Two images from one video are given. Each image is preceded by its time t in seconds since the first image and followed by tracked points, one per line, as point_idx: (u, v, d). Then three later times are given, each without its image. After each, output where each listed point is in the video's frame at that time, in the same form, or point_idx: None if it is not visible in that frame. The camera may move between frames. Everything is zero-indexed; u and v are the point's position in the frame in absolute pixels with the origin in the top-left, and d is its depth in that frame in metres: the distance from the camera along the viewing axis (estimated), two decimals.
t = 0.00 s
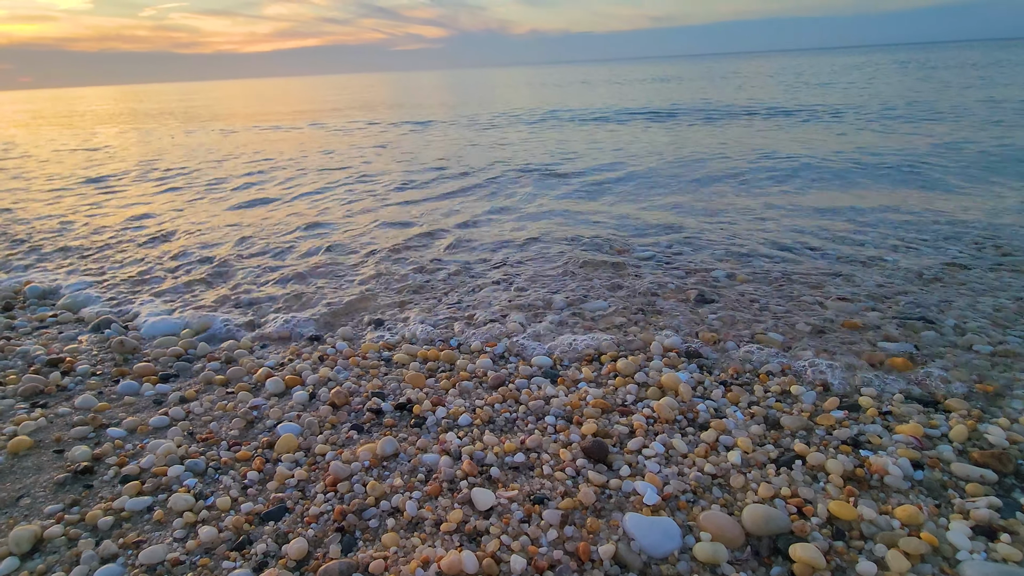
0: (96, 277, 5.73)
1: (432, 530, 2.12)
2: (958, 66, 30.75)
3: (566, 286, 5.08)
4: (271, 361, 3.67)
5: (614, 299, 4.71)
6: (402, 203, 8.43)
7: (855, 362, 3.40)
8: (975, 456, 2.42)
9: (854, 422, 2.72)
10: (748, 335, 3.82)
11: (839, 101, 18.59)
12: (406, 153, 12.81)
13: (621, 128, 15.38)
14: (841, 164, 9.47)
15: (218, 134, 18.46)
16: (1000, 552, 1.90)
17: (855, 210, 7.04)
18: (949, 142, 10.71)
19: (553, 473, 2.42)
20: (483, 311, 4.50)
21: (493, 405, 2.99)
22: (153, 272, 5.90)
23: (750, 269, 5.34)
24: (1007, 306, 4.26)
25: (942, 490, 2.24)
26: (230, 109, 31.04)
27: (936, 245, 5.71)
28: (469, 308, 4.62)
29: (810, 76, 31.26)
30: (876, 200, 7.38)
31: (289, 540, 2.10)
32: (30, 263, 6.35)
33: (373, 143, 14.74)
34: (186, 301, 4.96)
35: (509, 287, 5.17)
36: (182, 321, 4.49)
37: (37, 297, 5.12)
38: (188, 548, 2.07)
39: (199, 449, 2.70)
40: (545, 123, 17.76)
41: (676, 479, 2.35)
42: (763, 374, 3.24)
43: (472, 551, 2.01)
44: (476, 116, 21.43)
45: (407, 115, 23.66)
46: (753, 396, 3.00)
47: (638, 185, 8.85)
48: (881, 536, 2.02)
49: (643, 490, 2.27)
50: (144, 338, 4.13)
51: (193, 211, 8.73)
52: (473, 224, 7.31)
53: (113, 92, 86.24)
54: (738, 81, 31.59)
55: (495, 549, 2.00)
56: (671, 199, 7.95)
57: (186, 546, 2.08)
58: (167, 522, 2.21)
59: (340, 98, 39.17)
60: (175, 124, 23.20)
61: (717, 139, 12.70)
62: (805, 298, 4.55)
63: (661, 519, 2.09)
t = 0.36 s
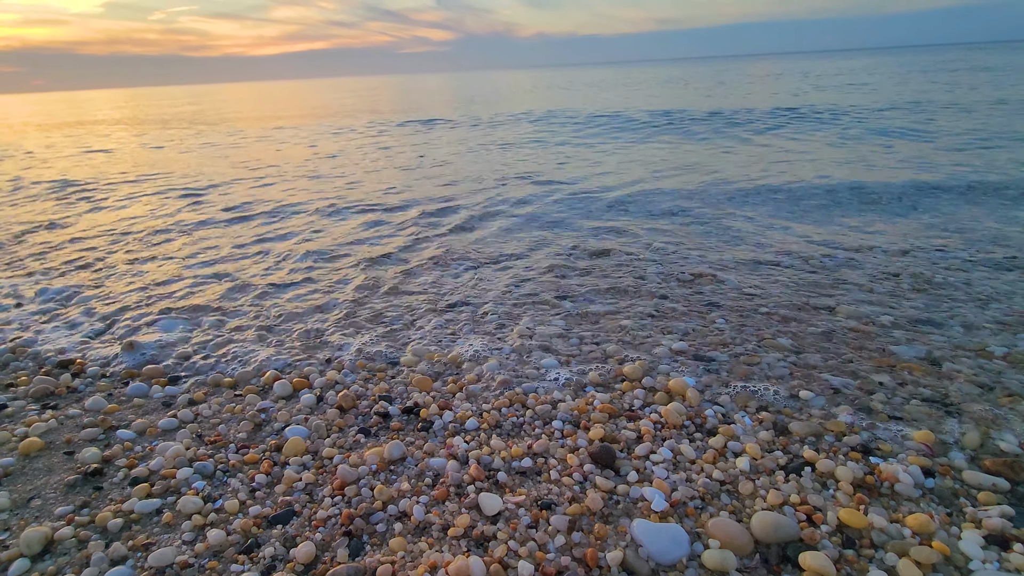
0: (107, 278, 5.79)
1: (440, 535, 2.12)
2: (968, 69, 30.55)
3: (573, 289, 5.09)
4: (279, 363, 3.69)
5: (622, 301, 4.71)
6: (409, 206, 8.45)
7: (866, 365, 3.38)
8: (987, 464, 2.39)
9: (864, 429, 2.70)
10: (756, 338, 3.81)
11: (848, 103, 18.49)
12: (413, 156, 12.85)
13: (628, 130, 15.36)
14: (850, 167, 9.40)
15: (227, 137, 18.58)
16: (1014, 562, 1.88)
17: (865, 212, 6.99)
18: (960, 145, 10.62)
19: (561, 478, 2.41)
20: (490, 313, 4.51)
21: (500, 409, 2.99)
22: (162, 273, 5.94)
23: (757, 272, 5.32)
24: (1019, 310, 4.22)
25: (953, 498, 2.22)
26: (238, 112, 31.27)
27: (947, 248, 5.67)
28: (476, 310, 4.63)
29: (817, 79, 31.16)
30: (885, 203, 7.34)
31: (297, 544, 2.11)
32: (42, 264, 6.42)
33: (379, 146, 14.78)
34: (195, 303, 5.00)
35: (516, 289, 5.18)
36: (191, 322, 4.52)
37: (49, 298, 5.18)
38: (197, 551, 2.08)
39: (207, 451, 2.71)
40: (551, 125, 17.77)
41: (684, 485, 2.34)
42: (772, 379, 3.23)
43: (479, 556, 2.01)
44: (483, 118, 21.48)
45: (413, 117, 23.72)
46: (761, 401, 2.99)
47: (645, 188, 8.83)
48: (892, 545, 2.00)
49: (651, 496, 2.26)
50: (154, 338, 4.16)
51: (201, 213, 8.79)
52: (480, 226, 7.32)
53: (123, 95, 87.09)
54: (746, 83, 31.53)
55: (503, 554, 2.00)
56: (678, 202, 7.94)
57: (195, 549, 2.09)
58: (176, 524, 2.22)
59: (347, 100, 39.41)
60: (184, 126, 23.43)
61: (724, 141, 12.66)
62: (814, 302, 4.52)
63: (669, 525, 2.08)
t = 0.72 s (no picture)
0: (114, 279, 5.82)
1: (447, 537, 2.12)
2: (976, 71, 30.39)
3: (578, 291, 5.08)
4: (286, 365, 3.70)
5: (627, 304, 4.70)
6: (414, 207, 8.45)
7: (873, 369, 3.36)
8: (997, 469, 2.37)
9: (873, 433, 2.68)
10: (763, 342, 3.79)
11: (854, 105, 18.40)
12: (417, 157, 12.87)
13: (632, 132, 15.34)
14: (856, 169, 9.37)
15: (232, 138, 18.65)
16: None
17: (871, 215, 6.96)
18: (966, 147, 10.56)
19: (568, 481, 2.41)
20: (495, 315, 4.51)
21: (506, 411, 2.99)
22: (168, 275, 5.96)
23: (763, 275, 5.29)
24: None
25: (964, 502, 2.21)
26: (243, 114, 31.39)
27: (954, 252, 5.64)
28: (481, 312, 4.62)
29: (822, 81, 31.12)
30: (891, 206, 7.29)
31: (304, 546, 2.11)
32: (51, 265, 6.47)
33: (384, 147, 14.81)
34: (201, 304, 5.02)
35: (521, 291, 5.17)
36: (197, 323, 4.53)
37: (55, 298, 5.20)
38: (205, 552, 2.08)
39: (215, 452, 2.72)
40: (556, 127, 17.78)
41: (692, 489, 2.34)
42: (779, 382, 3.21)
43: (486, 559, 2.01)
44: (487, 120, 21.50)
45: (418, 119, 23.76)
46: (768, 405, 2.98)
47: (650, 190, 8.81)
48: (903, 551, 1.99)
49: (658, 500, 2.26)
50: (160, 339, 4.17)
51: (206, 214, 8.82)
52: (484, 228, 7.32)
53: (130, 97, 87.57)
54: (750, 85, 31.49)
55: (511, 557, 2.00)
56: (683, 205, 7.92)
57: (203, 550, 2.09)
58: (184, 525, 2.23)
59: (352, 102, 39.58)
60: (191, 128, 23.55)
61: (729, 143, 12.63)
62: (821, 306, 4.50)
63: (677, 529, 2.07)
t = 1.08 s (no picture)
0: (118, 281, 5.84)
1: (450, 542, 2.12)
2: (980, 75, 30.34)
3: (580, 296, 5.06)
4: (288, 367, 3.70)
5: (629, 308, 4.68)
6: (416, 210, 8.46)
7: (876, 375, 3.35)
8: (1003, 476, 2.36)
9: (876, 439, 2.67)
10: (766, 347, 3.78)
11: (856, 109, 18.36)
12: (420, 159, 12.88)
13: (635, 135, 15.34)
14: (858, 173, 9.35)
15: (235, 140, 18.70)
16: None
17: (874, 220, 6.94)
18: (970, 151, 10.51)
19: (570, 486, 2.41)
20: (497, 319, 4.50)
21: (509, 416, 2.98)
22: (171, 276, 5.96)
23: (766, 280, 5.28)
24: None
25: (969, 510, 2.19)
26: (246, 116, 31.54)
27: (958, 258, 5.61)
28: (482, 316, 4.62)
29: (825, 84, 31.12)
30: (894, 210, 7.27)
31: (307, 550, 2.12)
32: (56, 266, 6.50)
33: (387, 149, 14.83)
34: (204, 306, 5.03)
35: (524, 294, 5.16)
36: (200, 325, 4.54)
37: (58, 299, 5.21)
38: (208, 555, 2.09)
39: (218, 455, 2.72)
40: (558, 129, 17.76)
41: (695, 494, 2.33)
42: (783, 387, 3.20)
43: (489, 564, 2.01)
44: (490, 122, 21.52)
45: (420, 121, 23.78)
46: (772, 410, 2.97)
47: (653, 193, 8.79)
48: (907, 558, 1.98)
49: (662, 506, 2.25)
50: (164, 341, 4.18)
51: (210, 216, 8.84)
52: (486, 231, 7.31)
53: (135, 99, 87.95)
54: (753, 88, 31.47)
55: (513, 562, 2.00)
56: (685, 208, 7.90)
57: (206, 554, 2.09)
58: (187, 528, 2.23)
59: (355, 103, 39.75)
60: (195, 129, 23.64)
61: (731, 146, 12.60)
62: (823, 311, 4.48)
63: (679, 535, 2.06)
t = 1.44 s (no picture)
0: (120, 281, 5.84)
1: (451, 543, 2.12)
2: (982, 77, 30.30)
3: (582, 297, 5.05)
4: (290, 368, 3.70)
5: (630, 310, 4.68)
6: (418, 211, 8.45)
7: (879, 378, 3.34)
8: (1005, 479, 2.35)
9: (879, 441, 2.67)
10: (768, 349, 3.77)
11: (858, 111, 18.35)
12: (422, 160, 12.88)
13: (638, 137, 15.32)
14: (861, 175, 9.33)
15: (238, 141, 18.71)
16: None
17: (876, 223, 6.92)
18: (973, 154, 10.49)
19: (572, 487, 2.41)
20: (499, 320, 4.49)
21: (511, 417, 2.98)
22: (173, 276, 5.97)
23: (768, 282, 5.26)
24: None
25: (971, 513, 2.18)
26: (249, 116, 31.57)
27: (961, 261, 5.60)
28: (484, 317, 4.61)
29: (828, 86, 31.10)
30: (897, 213, 7.25)
31: (309, 550, 2.12)
32: (58, 266, 6.51)
33: (389, 150, 14.84)
34: (206, 306, 5.03)
35: (525, 296, 5.15)
36: (201, 325, 4.54)
37: (61, 299, 5.22)
38: (209, 555, 2.09)
39: (220, 454, 2.72)
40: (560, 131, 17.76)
41: (697, 496, 2.33)
42: (785, 389, 3.20)
43: (490, 565, 2.01)
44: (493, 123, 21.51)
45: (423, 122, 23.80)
46: (773, 412, 2.96)
47: (654, 195, 8.78)
48: (909, 560, 1.97)
49: (664, 507, 2.25)
50: (165, 341, 4.19)
51: (211, 216, 8.85)
52: (487, 232, 7.31)
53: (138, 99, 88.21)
54: (756, 90, 31.43)
55: (515, 563, 2.00)
56: (687, 210, 7.89)
57: (208, 554, 2.10)
58: (189, 528, 2.23)
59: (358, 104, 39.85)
60: (198, 129, 23.70)
61: (734, 148, 12.58)
62: (825, 314, 4.47)
63: (681, 536, 2.06)
